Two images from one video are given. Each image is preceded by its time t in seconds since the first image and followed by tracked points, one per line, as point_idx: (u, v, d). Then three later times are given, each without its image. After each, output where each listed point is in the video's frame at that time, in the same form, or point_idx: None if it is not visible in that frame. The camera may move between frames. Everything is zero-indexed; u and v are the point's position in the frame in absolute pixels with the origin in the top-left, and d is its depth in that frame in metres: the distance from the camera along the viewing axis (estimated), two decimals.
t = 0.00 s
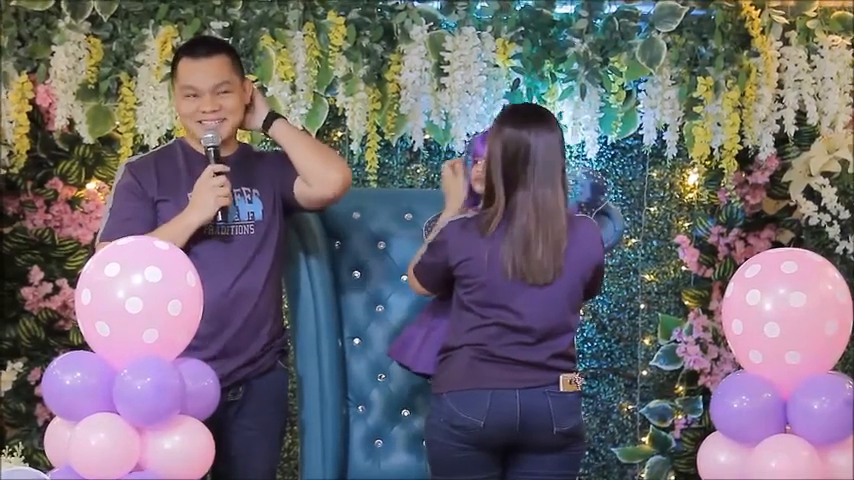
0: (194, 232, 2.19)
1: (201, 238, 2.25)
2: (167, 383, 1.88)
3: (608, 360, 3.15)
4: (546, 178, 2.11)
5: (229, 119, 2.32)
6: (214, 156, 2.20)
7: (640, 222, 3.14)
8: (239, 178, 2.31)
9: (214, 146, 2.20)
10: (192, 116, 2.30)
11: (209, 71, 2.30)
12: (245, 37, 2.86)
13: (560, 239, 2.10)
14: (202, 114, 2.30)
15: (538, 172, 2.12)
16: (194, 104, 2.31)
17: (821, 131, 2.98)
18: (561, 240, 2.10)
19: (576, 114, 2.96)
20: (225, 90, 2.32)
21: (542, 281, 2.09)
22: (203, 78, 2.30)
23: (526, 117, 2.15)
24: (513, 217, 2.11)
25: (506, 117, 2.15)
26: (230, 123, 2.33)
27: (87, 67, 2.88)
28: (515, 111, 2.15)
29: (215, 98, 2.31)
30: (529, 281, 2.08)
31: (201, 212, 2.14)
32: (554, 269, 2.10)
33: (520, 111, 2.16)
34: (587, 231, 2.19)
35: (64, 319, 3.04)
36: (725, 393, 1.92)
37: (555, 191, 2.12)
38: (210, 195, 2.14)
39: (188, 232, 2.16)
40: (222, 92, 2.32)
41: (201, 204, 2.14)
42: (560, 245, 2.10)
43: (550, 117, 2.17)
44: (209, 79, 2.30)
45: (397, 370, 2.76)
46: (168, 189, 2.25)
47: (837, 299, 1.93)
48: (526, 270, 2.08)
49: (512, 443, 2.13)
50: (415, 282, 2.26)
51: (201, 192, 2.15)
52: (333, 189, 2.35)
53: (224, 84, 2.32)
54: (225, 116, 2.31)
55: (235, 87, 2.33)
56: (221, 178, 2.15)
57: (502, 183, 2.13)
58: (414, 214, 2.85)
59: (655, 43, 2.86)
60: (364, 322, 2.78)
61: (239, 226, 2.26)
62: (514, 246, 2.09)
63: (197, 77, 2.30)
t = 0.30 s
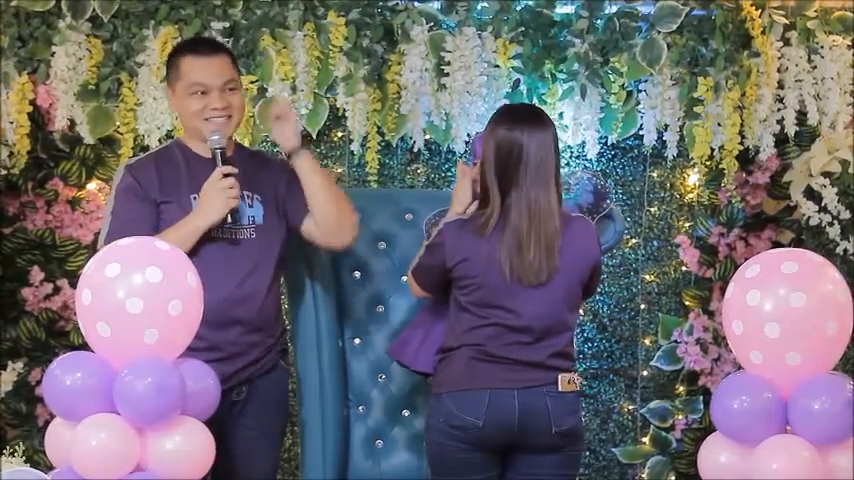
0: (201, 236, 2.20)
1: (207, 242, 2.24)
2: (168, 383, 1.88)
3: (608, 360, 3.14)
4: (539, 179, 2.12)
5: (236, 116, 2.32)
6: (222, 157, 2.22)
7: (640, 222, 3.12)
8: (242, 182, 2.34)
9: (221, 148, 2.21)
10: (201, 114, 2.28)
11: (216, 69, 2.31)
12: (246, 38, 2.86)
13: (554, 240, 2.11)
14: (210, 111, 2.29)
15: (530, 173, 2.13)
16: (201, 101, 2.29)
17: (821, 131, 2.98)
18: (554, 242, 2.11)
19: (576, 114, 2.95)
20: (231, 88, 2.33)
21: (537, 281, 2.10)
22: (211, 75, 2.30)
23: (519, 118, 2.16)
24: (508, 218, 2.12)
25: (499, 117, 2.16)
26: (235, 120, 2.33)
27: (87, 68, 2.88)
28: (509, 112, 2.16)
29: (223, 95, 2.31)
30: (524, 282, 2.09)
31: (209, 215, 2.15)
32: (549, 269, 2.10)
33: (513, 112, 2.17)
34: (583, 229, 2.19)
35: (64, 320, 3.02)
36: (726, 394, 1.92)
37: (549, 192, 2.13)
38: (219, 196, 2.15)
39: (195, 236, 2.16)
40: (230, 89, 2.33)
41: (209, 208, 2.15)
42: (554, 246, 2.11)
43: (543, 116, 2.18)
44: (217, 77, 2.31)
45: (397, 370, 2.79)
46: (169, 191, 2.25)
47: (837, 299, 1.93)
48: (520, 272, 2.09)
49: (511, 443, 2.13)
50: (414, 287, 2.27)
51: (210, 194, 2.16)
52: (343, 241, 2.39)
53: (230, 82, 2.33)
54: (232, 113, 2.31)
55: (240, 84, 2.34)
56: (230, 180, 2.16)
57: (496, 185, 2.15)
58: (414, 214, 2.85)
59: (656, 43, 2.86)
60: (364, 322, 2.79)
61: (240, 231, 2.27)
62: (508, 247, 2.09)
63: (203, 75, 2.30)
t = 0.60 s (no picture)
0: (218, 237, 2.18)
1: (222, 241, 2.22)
2: (177, 383, 1.88)
3: (616, 360, 3.13)
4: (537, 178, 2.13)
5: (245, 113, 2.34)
6: (241, 156, 2.23)
7: (649, 222, 3.11)
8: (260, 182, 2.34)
9: (240, 146, 2.24)
10: (210, 110, 2.28)
11: (225, 67, 2.33)
12: (253, 38, 2.87)
13: (555, 239, 2.11)
14: (221, 107, 2.30)
15: (527, 172, 2.14)
16: (211, 98, 2.30)
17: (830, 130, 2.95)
18: (555, 240, 2.11)
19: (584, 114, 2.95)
20: (240, 86, 2.35)
21: (539, 280, 2.09)
22: (221, 73, 2.32)
23: (515, 119, 2.18)
24: (508, 218, 2.13)
25: (495, 119, 2.19)
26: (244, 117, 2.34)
27: (95, 68, 2.88)
28: (505, 112, 2.18)
29: (233, 92, 2.33)
30: (527, 282, 2.09)
31: (230, 212, 2.13)
32: (551, 269, 2.10)
33: (509, 113, 2.19)
34: (585, 223, 2.19)
35: (73, 320, 3.02)
36: (734, 394, 1.92)
37: (547, 191, 2.14)
38: (243, 193, 2.14)
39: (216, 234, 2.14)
40: (239, 87, 2.34)
41: (231, 205, 2.13)
42: (554, 245, 2.10)
43: (539, 116, 2.20)
44: (227, 75, 2.33)
45: (406, 369, 2.79)
46: (180, 189, 2.24)
47: (846, 299, 1.92)
48: (522, 271, 2.08)
49: (516, 443, 2.14)
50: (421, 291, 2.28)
51: (231, 192, 2.14)
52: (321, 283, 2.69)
53: (238, 80, 2.34)
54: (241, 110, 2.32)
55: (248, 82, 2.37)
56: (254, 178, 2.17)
57: (494, 186, 2.16)
58: (422, 214, 2.86)
59: (664, 43, 2.86)
60: (372, 322, 2.80)
61: (256, 229, 2.26)
62: (511, 248, 2.10)
63: (213, 72, 2.31)
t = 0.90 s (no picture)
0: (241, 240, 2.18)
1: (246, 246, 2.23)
2: (195, 383, 1.88)
3: (634, 360, 3.13)
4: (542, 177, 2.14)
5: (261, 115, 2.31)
6: (264, 154, 2.22)
7: (667, 222, 3.11)
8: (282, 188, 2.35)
9: (263, 145, 2.22)
10: (230, 111, 2.24)
11: (246, 68, 2.31)
12: (271, 38, 2.87)
13: (560, 238, 2.09)
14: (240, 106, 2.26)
15: (532, 172, 2.15)
16: (230, 97, 2.27)
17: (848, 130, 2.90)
18: (559, 240, 2.09)
19: (602, 114, 2.93)
20: (258, 86, 2.34)
21: (547, 280, 2.09)
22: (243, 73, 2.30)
23: (520, 119, 2.19)
24: (516, 218, 2.14)
25: (500, 120, 2.20)
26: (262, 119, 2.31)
27: (113, 69, 2.88)
28: (510, 113, 2.20)
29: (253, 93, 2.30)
30: (536, 283, 2.09)
31: (257, 209, 2.11)
32: (557, 268, 2.09)
33: (514, 114, 2.21)
34: (595, 221, 2.19)
35: (91, 320, 3.02)
36: (753, 394, 1.90)
37: (553, 189, 2.14)
38: (267, 189, 2.12)
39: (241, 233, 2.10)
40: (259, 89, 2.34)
41: (257, 200, 2.11)
42: (559, 244, 2.09)
43: (545, 115, 2.21)
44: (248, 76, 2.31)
45: (424, 369, 2.79)
46: (202, 189, 2.18)
47: None
48: (528, 272, 2.08)
49: (533, 443, 2.14)
50: (440, 299, 2.31)
51: (256, 189, 2.12)
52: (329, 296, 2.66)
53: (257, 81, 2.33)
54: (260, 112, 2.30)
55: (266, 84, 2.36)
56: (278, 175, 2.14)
57: (501, 187, 2.17)
58: (440, 215, 2.86)
59: (681, 42, 2.86)
60: (390, 323, 2.80)
61: (273, 230, 2.25)
62: (518, 249, 2.10)
63: (235, 72, 2.29)
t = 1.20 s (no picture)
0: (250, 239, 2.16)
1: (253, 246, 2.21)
2: (213, 384, 1.87)
3: (651, 360, 3.13)
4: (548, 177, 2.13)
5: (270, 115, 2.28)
6: (272, 151, 2.19)
7: (684, 222, 3.11)
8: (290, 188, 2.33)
9: (270, 142, 2.18)
10: (239, 111, 2.21)
11: (256, 66, 2.29)
12: (287, 38, 2.88)
13: (565, 238, 2.08)
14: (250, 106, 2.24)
15: (540, 172, 2.15)
16: (239, 97, 2.25)
17: None
18: (565, 240, 2.09)
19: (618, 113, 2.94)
20: (268, 86, 2.31)
21: (554, 280, 2.08)
22: (253, 72, 2.28)
23: (528, 118, 2.18)
24: (525, 219, 2.14)
25: (509, 120, 2.20)
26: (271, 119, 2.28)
27: (130, 69, 2.88)
28: (518, 113, 2.20)
29: (263, 92, 2.28)
30: (542, 285, 2.10)
31: (264, 206, 2.08)
32: (563, 267, 2.08)
33: (523, 113, 2.20)
34: (609, 220, 2.18)
35: (108, 320, 3.03)
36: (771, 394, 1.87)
37: (559, 189, 2.13)
38: (276, 186, 2.09)
39: (249, 231, 2.08)
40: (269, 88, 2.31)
41: (266, 196, 2.08)
42: (564, 244, 2.08)
43: (553, 114, 2.19)
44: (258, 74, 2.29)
45: (440, 369, 2.80)
46: (213, 189, 2.17)
47: None
48: (534, 272, 2.09)
49: (548, 443, 2.14)
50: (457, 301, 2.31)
51: (265, 186, 2.10)
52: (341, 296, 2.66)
53: (267, 80, 2.31)
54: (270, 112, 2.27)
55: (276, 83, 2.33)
56: (287, 173, 2.12)
57: (511, 188, 2.18)
58: (457, 215, 2.86)
59: (698, 42, 2.86)
60: (407, 323, 2.80)
61: (283, 230, 2.25)
62: (526, 250, 2.11)
63: (245, 71, 2.27)
